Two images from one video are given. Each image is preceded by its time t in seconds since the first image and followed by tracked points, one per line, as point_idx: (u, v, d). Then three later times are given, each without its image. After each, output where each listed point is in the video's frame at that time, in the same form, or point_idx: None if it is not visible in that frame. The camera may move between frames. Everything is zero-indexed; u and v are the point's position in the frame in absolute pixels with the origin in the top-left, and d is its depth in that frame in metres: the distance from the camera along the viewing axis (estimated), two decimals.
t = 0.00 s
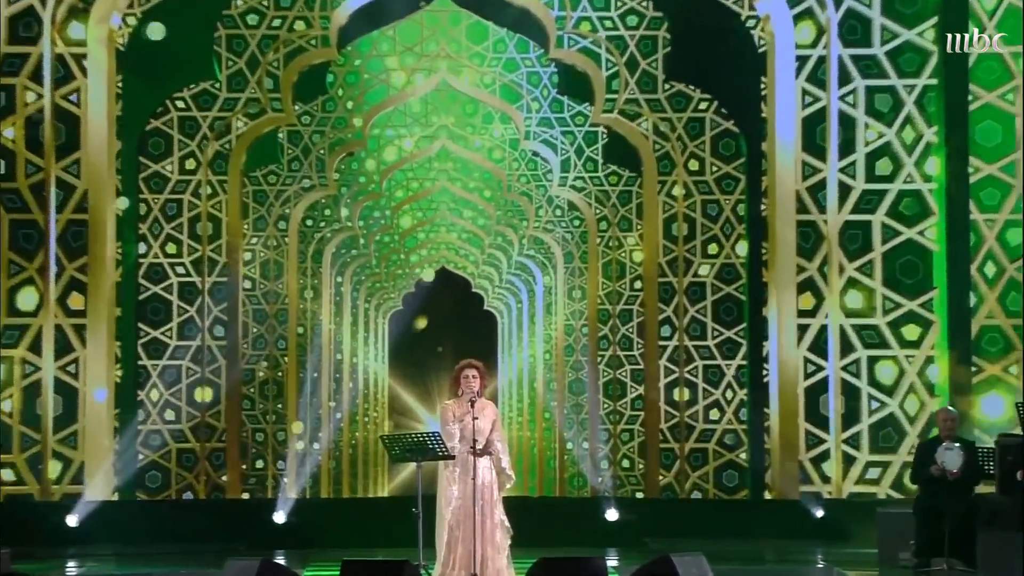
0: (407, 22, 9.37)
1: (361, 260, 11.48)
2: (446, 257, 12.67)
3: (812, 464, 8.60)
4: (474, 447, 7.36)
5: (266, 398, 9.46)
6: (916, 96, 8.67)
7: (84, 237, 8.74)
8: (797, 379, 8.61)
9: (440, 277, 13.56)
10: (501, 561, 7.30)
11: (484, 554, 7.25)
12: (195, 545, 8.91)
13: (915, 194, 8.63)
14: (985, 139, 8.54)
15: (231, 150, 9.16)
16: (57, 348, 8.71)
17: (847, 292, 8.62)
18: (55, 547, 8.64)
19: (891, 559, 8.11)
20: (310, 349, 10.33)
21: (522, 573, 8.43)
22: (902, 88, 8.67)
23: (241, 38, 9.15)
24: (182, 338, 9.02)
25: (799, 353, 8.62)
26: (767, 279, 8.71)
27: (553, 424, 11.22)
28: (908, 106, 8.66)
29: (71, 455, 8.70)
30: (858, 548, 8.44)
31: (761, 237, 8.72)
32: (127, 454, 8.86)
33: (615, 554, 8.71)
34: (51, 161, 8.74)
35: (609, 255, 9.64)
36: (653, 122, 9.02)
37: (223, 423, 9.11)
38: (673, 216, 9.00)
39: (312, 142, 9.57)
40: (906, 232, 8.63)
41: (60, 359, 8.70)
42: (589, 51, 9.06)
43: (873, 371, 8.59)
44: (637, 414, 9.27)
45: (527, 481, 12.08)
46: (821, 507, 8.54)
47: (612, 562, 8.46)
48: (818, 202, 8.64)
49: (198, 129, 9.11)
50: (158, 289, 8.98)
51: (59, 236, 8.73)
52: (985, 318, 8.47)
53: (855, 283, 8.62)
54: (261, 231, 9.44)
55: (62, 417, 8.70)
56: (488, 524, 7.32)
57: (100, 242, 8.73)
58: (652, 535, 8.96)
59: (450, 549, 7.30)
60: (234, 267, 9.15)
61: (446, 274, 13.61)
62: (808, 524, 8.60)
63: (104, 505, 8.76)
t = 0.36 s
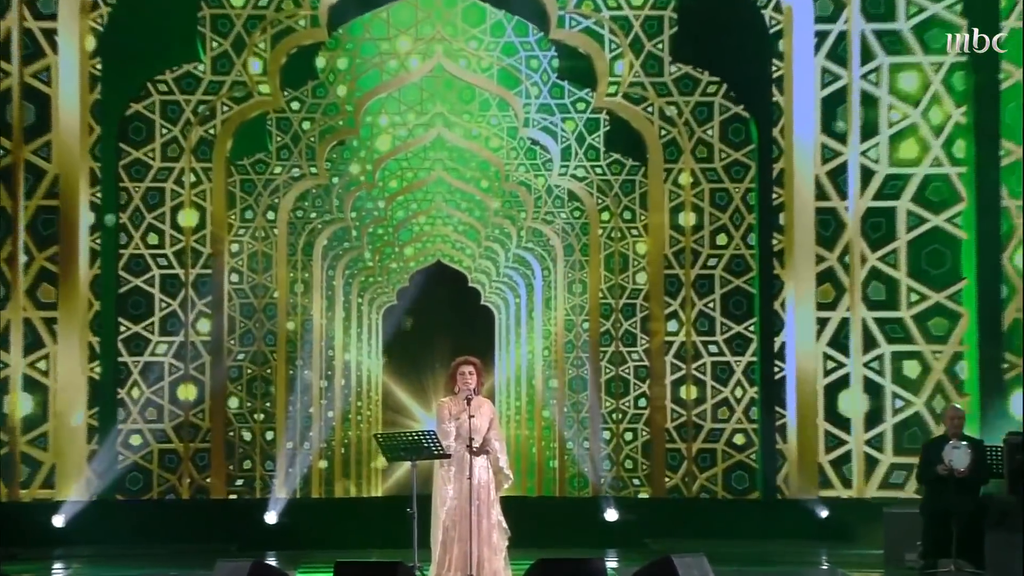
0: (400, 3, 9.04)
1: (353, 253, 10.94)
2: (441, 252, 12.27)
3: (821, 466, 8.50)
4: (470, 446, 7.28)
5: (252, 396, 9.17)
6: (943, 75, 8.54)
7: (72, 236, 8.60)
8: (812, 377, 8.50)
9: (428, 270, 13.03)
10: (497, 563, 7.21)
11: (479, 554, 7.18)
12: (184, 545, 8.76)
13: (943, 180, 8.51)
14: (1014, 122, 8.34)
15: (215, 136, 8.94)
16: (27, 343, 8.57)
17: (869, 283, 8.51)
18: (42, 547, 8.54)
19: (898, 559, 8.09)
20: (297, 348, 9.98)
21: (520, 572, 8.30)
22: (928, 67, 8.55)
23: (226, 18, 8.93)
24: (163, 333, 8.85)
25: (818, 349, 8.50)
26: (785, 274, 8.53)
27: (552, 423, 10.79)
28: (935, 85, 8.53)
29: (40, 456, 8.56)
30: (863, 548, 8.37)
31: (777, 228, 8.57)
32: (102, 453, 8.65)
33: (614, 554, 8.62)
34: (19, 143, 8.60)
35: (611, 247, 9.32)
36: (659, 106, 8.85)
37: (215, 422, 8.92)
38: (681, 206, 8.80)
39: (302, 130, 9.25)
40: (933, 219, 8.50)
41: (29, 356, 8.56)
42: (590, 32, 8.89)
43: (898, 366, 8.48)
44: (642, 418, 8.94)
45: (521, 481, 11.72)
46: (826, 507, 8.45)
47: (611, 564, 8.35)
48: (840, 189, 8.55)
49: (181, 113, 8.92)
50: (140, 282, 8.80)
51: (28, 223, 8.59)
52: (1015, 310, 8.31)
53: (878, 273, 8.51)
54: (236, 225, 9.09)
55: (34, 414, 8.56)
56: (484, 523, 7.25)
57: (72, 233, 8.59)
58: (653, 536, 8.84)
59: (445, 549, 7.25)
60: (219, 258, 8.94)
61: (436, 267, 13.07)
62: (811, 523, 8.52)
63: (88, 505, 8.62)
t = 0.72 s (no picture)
0: None
1: (347, 243, 10.62)
2: (437, 241, 11.83)
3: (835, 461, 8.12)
4: (467, 444, 6.97)
5: (241, 391, 9.05)
6: (973, 49, 8.11)
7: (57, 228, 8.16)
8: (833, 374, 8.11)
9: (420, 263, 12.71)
10: (495, 563, 6.88)
11: (478, 555, 6.83)
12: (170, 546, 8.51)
13: (972, 162, 8.10)
14: None
15: (200, 119, 8.68)
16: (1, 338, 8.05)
17: (893, 272, 8.10)
18: (29, 547, 8.15)
19: (905, 560, 7.70)
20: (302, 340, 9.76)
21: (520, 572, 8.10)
22: (958, 42, 8.11)
23: None
24: (146, 327, 8.57)
25: (840, 342, 8.11)
26: (800, 264, 8.16)
27: (553, 420, 10.56)
28: (964, 61, 8.12)
29: (11, 457, 8.03)
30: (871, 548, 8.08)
31: (791, 216, 8.20)
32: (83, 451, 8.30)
33: (615, 555, 8.40)
34: None
35: (615, 237, 9.19)
36: (665, 89, 8.57)
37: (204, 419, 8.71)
38: (688, 192, 8.58)
39: (292, 115, 9.01)
40: (961, 204, 8.09)
41: None
42: (594, 10, 8.56)
43: (924, 360, 8.08)
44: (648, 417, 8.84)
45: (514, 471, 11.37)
46: (832, 507, 8.06)
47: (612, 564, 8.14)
48: (862, 173, 8.15)
49: (165, 96, 8.64)
50: (122, 273, 8.52)
51: None
52: None
53: (902, 262, 8.11)
54: (219, 217, 8.90)
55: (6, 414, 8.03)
56: (480, 524, 6.90)
57: (44, 221, 8.07)
58: (654, 535, 8.63)
59: (441, 549, 6.88)
60: (205, 249, 8.70)
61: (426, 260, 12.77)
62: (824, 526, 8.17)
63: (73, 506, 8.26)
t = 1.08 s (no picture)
0: None
1: (342, 234, 10.33)
2: (435, 232, 11.47)
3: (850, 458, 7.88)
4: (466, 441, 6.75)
5: (231, 387, 8.74)
6: (1013, 22, 7.74)
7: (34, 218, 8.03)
8: (860, 370, 7.84)
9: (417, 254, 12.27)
10: (496, 563, 6.71)
11: (477, 554, 6.65)
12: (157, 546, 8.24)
13: (1008, 143, 7.76)
14: None
15: (187, 101, 8.42)
16: None
17: (923, 260, 7.80)
18: (17, 548, 8.04)
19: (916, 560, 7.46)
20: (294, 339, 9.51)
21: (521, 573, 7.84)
22: (994, 14, 7.76)
23: None
24: (131, 320, 8.27)
25: (866, 335, 7.83)
26: (817, 254, 7.94)
27: (557, 417, 10.10)
28: (1002, 35, 7.73)
29: None
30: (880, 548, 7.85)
31: (809, 205, 7.98)
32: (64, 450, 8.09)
33: (618, 554, 8.17)
34: None
35: (621, 227, 8.91)
36: (677, 69, 8.33)
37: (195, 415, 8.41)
38: (700, 178, 8.31)
39: (284, 99, 8.79)
40: (997, 188, 7.75)
41: None
42: None
43: (957, 354, 7.74)
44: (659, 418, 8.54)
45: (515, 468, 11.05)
46: (840, 505, 7.83)
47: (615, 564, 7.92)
48: (890, 155, 7.86)
49: (149, 78, 8.37)
50: (104, 263, 8.22)
51: None
52: None
53: (932, 250, 7.80)
54: (207, 205, 8.59)
55: None
56: (480, 522, 6.73)
57: (16, 205, 7.97)
58: (658, 534, 8.36)
59: (440, 548, 6.70)
60: (192, 237, 8.41)
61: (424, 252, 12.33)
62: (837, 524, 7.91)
63: (62, 505, 8.08)
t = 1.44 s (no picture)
0: None
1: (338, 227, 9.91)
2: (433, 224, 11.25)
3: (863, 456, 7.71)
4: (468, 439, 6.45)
5: (222, 384, 8.51)
6: None
7: (13, 206, 7.85)
8: (887, 365, 7.64)
9: (415, 246, 11.77)
10: (496, 563, 6.41)
11: (477, 555, 6.36)
12: (147, 548, 8.04)
13: None
14: None
15: (174, 84, 8.21)
16: None
17: (956, 249, 7.55)
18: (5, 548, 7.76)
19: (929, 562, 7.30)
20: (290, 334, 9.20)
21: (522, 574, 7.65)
22: None
23: None
24: (115, 314, 8.06)
25: (896, 330, 7.64)
26: (835, 244, 7.74)
27: (560, 415, 9.82)
28: None
29: None
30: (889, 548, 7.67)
31: (827, 194, 7.76)
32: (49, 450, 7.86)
33: (622, 556, 7.97)
34: None
35: (629, 217, 8.59)
36: (687, 51, 8.12)
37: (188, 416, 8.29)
38: (712, 164, 8.10)
39: (278, 84, 8.50)
40: None
41: None
42: None
43: (993, 349, 7.46)
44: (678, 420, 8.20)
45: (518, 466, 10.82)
46: (849, 504, 7.69)
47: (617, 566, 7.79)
48: (921, 135, 7.65)
49: (134, 59, 8.14)
50: (87, 254, 8.02)
51: None
52: None
53: (965, 238, 7.55)
54: (196, 195, 8.37)
55: None
56: (481, 524, 6.43)
57: None
58: (663, 534, 8.18)
59: (440, 547, 6.42)
60: (179, 228, 8.20)
61: (423, 244, 11.84)
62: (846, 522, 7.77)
63: (49, 508, 7.87)
